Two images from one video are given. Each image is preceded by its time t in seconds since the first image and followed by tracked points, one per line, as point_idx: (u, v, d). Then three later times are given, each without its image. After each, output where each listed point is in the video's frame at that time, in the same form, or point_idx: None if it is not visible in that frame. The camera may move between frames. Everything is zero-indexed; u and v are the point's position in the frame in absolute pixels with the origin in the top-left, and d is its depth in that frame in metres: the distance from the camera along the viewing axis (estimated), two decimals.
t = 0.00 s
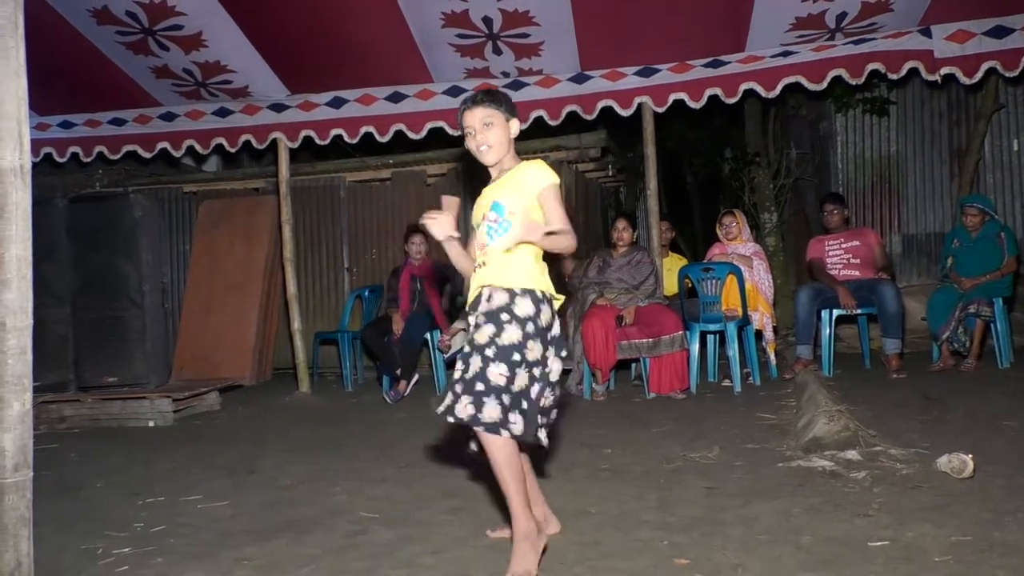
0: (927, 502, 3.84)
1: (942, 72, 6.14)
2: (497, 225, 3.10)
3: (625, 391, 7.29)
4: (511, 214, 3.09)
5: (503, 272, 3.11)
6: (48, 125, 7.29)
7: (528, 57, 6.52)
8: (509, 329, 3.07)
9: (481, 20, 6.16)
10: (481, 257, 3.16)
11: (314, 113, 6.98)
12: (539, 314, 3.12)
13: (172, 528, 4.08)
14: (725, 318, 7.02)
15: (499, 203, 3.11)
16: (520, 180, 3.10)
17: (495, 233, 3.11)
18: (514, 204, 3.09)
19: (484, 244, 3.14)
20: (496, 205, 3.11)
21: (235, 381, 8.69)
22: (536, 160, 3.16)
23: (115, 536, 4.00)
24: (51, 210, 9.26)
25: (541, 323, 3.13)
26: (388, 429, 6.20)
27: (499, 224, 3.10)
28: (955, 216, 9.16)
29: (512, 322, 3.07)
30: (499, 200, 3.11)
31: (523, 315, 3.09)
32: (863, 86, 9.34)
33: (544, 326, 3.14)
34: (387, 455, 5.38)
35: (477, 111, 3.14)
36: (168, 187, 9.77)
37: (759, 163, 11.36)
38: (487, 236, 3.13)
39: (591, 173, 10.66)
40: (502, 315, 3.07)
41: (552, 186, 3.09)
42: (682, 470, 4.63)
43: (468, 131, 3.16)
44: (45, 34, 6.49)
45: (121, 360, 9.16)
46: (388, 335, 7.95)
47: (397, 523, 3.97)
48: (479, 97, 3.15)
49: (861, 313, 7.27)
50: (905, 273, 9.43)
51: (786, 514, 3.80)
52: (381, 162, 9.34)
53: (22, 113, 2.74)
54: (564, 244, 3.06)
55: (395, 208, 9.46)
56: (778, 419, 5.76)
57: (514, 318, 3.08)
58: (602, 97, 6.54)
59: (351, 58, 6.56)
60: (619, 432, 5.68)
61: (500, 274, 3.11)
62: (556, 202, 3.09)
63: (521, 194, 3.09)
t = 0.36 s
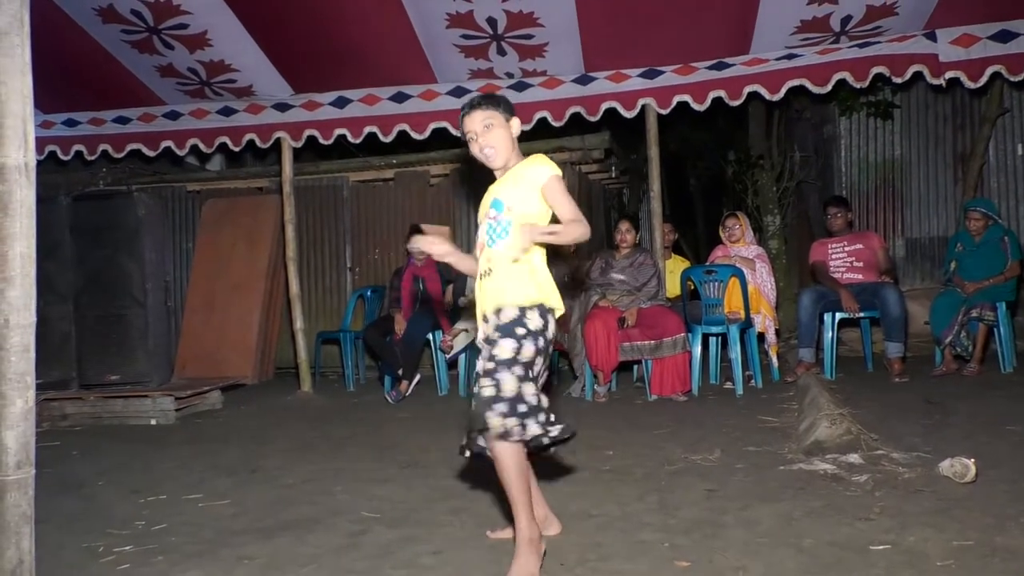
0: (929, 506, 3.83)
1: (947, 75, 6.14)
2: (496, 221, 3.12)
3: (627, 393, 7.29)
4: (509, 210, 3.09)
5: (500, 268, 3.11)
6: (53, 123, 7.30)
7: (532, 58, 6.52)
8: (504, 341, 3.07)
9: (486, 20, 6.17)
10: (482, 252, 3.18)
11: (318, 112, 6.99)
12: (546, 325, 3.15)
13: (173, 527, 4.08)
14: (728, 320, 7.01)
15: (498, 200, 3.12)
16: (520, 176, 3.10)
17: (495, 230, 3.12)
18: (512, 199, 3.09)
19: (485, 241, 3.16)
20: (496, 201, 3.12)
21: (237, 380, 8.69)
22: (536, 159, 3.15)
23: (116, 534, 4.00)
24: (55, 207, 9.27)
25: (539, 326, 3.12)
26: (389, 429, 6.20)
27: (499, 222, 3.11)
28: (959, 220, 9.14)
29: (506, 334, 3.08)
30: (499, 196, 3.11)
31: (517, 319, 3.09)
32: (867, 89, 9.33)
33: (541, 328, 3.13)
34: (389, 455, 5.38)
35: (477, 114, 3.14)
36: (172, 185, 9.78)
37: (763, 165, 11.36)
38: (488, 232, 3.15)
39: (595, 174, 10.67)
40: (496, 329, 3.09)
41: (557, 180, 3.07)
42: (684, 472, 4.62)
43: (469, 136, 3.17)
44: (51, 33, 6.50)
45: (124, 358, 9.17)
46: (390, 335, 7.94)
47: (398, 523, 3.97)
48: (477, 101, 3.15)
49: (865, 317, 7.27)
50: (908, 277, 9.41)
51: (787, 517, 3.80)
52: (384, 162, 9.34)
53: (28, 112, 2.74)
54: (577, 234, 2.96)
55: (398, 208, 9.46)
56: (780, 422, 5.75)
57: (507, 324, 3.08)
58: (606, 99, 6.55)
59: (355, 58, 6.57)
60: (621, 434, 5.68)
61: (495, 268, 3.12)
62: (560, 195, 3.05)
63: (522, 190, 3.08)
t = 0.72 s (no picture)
0: (929, 511, 3.82)
1: (951, 80, 6.13)
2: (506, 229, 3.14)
3: (628, 395, 7.28)
4: (519, 218, 3.13)
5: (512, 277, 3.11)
6: (57, 120, 7.31)
7: (536, 60, 6.51)
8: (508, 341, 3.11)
9: (490, 21, 6.17)
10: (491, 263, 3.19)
11: (321, 112, 6.99)
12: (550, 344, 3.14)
13: (173, 524, 4.08)
14: (729, 323, 7.01)
15: (507, 210, 3.17)
16: (527, 181, 3.14)
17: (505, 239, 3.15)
18: (522, 206, 3.12)
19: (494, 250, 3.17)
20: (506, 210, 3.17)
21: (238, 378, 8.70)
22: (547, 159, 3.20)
23: (116, 531, 4.00)
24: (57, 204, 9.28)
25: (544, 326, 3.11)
26: (390, 429, 6.20)
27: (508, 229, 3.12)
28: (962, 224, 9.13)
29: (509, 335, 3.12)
30: (508, 206, 3.16)
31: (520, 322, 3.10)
32: (871, 93, 9.31)
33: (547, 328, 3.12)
34: (389, 455, 5.38)
35: (485, 120, 3.14)
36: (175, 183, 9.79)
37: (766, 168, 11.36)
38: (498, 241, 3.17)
39: (598, 176, 10.67)
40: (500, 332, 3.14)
41: (561, 179, 3.07)
42: (684, 475, 4.62)
43: (479, 144, 3.16)
44: (55, 30, 6.50)
45: (125, 355, 9.19)
46: (391, 335, 7.94)
47: (398, 523, 3.96)
48: (485, 107, 3.15)
49: (866, 321, 7.26)
50: (910, 281, 9.40)
51: (787, 520, 3.79)
52: (387, 161, 9.35)
53: (32, 108, 2.74)
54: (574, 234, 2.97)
55: (400, 208, 9.47)
56: (781, 425, 5.75)
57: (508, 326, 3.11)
58: (610, 100, 6.54)
59: (358, 57, 6.57)
60: (622, 436, 5.68)
61: (508, 279, 3.11)
62: (565, 194, 3.04)
63: (530, 195, 3.11)
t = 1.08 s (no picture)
0: (930, 515, 3.83)
1: (954, 84, 6.14)
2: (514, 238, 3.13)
3: (628, 397, 7.28)
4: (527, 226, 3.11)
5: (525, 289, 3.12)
6: (61, 117, 7.32)
7: (539, 61, 6.52)
8: (544, 351, 3.13)
9: (494, 23, 6.17)
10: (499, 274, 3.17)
11: (324, 111, 7.00)
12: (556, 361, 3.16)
13: (173, 522, 4.09)
14: (731, 326, 7.02)
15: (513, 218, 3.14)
16: (529, 184, 3.13)
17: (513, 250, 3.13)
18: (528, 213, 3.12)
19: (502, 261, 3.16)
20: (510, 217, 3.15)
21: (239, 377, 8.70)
22: (549, 157, 3.19)
23: (117, 529, 4.00)
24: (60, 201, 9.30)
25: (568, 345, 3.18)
26: (390, 429, 6.20)
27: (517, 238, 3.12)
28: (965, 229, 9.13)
29: (546, 344, 3.13)
30: (515, 214, 3.14)
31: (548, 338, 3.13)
32: (874, 97, 9.29)
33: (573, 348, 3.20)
34: (389, 454, 5.39)
35: (484, 127, 3.15)
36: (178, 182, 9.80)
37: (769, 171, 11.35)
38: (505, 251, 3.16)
39: (600, 178, 10.67)
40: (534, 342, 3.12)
41: (555, 180, 3.08)
42: (684, 477, 4.62)
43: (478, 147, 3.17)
44: (60, 28, 6.50)
45: (127, 353, 9.20)
46: (392, 335, 7.93)
47: (398, 523, 3.97)
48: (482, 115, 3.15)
49: (868, 325, 7.25)
50: (913, 285, 9.39)
51: (788, 524, 3.79)
52: (390, 161, 9.35)
53: (36, 105, 2.74)
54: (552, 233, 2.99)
55: (403, 208, 9.47)
56: (781, 429, 5.75)
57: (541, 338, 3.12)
58: (613, 102, 6.55)
59: (361, 57, 6.57)
60: (622, 437, 5.68)
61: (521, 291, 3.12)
62: (555, 194, 3.05)
63: (530, 198, 3.12)
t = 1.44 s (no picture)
0: (931, 518, 3.82)
1: (957, 87, 6.14)
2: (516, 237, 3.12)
3: (629, 399, 7.28)
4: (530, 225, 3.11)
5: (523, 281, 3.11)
6: (64, 117, 7.33)
7: (542, 62, 6.52)
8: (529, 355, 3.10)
9: (497, 23, 6.17)
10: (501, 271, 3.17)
11: (327, 112, 7.00)
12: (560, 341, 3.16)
13: (174, 522, 4.09)
14: (733, 328, 7.02)
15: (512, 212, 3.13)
16: (529, 182, 3.12)
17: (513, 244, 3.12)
18: (530, 211, 3.11)
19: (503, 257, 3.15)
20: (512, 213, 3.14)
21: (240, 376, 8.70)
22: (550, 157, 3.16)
23: (117, 528, 4.00)
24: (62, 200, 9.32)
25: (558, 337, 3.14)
26: (391, 429, 6.20)
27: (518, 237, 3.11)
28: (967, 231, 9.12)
29: (530, 348, 3.10)
30: (514, 208, 3.13)
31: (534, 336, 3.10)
32: (877, 99, 9.28)
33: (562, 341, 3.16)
34: (389, 455, 5.39)
35: (484, 119, 3.13)
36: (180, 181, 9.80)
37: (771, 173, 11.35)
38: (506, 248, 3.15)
39: (602, 179, 10.66)
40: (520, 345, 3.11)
41: (563, 181, 3.06)
42: (685, 479, 4.62)
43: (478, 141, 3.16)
44: (62, 27, 6.50)
45: (129, 352, 9.20)
46: (393, 336, 7.93)
47: (399, 523, 3.97)
48: (484, 106, 3.14)
49: (870, 327, 7.25)
50: (914, 288, 9.38)
51: (788, 526, 3.79)
52: (391, 162, 9.40)
53: (39, 104, 2.73)
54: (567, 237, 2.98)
55: (405, 208, 9.48)
56: (782, 431, 5.75)
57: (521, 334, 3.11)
58: (615, 104, 6.55)
59: (363, 57, 6.57)
60: (623, 439, 5.68)
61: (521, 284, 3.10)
62: (563, 194, 3.03)
63: (535, 196, 3.10)
